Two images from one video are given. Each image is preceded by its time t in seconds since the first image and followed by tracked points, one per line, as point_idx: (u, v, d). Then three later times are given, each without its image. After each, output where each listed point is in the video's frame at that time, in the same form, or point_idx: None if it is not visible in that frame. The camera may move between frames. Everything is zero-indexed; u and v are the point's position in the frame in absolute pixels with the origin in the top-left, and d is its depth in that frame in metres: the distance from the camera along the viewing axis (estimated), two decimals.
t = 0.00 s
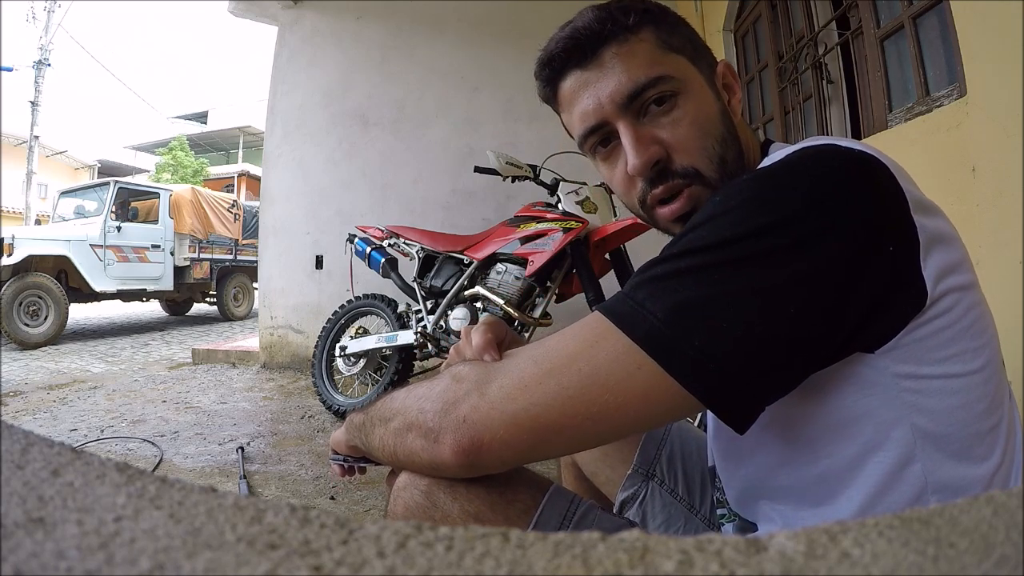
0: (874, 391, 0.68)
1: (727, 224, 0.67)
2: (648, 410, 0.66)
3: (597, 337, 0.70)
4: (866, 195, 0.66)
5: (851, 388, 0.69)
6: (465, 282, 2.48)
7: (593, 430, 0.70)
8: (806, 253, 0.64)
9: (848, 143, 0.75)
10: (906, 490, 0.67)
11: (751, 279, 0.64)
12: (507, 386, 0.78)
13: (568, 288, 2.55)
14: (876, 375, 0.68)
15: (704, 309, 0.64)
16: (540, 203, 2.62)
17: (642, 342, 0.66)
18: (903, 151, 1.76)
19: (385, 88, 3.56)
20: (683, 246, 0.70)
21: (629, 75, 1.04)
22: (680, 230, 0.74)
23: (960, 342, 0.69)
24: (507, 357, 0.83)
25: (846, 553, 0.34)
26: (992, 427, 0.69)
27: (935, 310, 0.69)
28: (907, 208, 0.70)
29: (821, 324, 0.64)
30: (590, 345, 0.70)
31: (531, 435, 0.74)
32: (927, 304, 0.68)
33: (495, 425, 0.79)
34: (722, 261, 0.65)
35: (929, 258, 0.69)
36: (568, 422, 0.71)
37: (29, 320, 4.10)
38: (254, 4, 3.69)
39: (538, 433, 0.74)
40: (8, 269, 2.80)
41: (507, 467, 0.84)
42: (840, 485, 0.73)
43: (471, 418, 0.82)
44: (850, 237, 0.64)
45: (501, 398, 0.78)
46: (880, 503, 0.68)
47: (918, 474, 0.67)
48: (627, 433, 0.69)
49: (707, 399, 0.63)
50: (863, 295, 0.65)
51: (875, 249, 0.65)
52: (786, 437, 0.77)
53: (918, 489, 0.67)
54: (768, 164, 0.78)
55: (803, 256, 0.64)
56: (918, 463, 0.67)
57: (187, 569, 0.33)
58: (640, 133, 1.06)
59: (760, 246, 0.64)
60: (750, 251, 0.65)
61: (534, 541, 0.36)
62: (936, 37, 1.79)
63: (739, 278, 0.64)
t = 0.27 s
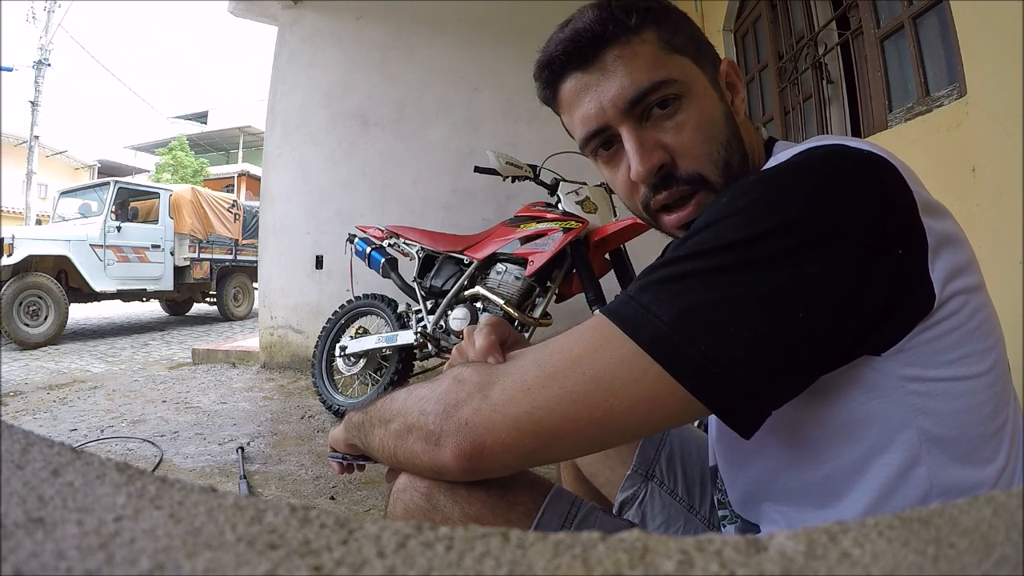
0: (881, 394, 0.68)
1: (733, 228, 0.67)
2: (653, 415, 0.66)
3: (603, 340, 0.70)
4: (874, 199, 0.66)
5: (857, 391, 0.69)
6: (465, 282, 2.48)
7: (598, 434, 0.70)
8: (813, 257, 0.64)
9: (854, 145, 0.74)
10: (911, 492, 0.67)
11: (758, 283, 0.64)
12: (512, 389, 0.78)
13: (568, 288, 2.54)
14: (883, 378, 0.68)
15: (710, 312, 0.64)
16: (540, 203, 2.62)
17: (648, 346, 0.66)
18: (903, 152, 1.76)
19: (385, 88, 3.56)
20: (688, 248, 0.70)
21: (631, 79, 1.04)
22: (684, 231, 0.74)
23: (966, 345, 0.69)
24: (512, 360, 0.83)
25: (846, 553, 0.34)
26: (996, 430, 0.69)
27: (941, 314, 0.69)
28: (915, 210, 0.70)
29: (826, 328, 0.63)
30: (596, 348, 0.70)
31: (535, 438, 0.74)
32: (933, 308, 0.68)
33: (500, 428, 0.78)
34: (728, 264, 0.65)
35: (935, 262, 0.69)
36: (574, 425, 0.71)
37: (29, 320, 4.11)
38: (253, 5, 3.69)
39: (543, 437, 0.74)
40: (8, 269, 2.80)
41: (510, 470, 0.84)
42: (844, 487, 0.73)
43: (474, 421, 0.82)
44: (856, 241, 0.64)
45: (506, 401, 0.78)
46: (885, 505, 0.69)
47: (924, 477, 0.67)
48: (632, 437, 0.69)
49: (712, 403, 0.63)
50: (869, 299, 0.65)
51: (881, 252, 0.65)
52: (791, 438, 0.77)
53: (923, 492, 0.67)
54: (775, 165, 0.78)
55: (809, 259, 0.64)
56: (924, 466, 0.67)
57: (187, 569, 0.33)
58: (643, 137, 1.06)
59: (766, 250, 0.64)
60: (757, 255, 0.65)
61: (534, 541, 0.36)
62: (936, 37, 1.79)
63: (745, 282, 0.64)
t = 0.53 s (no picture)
0: (882, 395, 0.68)
1: (735, 228, 0.67)
2: (656, 414, 0.66)
3: (605, 340, 0.70)
4: (875, 198, 0.66)
5: (859, 392, 0.69)
6: (465, 282, 2.48)
7: (600, 434, 0.70)
8: (816, 256, 0.64)
9: (855, 144, 0.74)
10: (913, 493, 0.67)
11: (760, 283, 0.63)
12: (514, 389, 0.78)
13: (568, 288, 2.54)
14: (884, 378, 0.68)
15: (713, 312, 0.64)
16: (540, 203, 2.62)
17: (650, 346, 0.66)
18: (903, 152, 1.76)
19: (385, 88, 3.56)
20: (689, 249, 0.70)
21: (626, 83, 1.04)
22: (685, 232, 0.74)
23: (968, 345, 0.69)
24: (513, 360, 0.83)
25: (846, 553, 0.34)
26: (999, 429, 0.69)
27: (943, 313, 0.69)
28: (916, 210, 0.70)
29: (829, 327, 0.63)
30: (597, 347, 0.70)
31: (537, 438, 0.74)
32: (935, 307, 0.68)
33: (502, 429, 0.78)
34: (731, 264, 0.65)
35: (938, 259, 0.69)
36: (576, 425, 0.71)
37: (29, 320, 4.10)
38: (253, 5, 3.69)
39: (545, 437, 0.74)
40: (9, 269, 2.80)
41: (512, 470, 0.84)
42: (847, 488, 0.73)
43: (475, 422, 0.82)
44: (858, 240, 0.64)
45: (507, 401, 0.78)
46: (888, 505, 0.69)
47: (926, 477, 0.67)
48: (634, 437, 0.69)
49: (715, 403, 0.63)
50: (872, 299, 0.65)
51: (883, 251, 0.65)
52: (793, 439, 0.77)
53: (925, 492, 0.67)
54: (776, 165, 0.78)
55: (812, 258, 0.63)
56: (926, 465, 0.67)
57: (187, 569, 0.32)
58: (639, 140, 1.06)
59: (769, 250, 0.64)
60: (759, 254, 0.65)
61: (534, 541, 0.36)
62: (937, 37, 1.79)
63: (748, 282, 0.64)
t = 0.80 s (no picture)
0: (878, 392, 0.68)
1: (732, 226, 0.67)
2: (653, 411, 0.66)
3: (602, 337, 0.70)
4: (871, 196, 0.66)
5: (855, 390, 0.69)
6: (464, 282, 2.48)
7: (597, 431, 0.70)
8: (812, 254, 0.64)
9: (851, 144, 0.75)
10: (910, 491, 0.68)
11: (756, 281, 0.64)
12: (511, 387, 0.78)
13: (568, 288, 2.54)
14: (879, 375, 0.68)
15: (709, 310, 0.64)
16: (540, 203, 2.62)
17: (647, 344, 0.66)
18: (903, 152, 1.76)
19: (385, 88, 3.56)
20: (686, 247, 0.70)
21: (623, 83, 1.04)
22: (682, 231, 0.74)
23: (964, 343, 0.69)
24: (511, 358, 0.83)
25: (846, 553, 0.34)
26: (995, 427, 0.69)
27: (939, 311, 0.69)
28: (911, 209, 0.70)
29: (826, 325, 0.63)
30: (594, 345, 0.70)
31: (534, 436, 0.74)
32: (930, 305, 0.68)
33: (500, 426, 0.78)
34: (727, 262, 0.65)
35: (933, 258, 0.69)
36: (572, 423, 0.71)
37: (29, 320, 4.10)
38: (253, 5, 3.69)
39: (542, 435, 0.74)
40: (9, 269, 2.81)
41: (510, 469, 0.84)
42: (844, 486, 0.73)
43: (473, 419, 0.82)
44: (855, 237, 0.64)
45: (504, 399, 0.78)
46: (885, 503, 0.69)
47: (923, 475, 0.67)
48: (631, 435, 0.69)
49: (712, 400, 0.63)
50: (870, 296, 0.65)
51: (880, 248, 0.65)
52: (790, 438, 0.77)
53: (922, 490, 0.67)
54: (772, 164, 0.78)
55: (809, 256, 0.64)
56: (922, 463, 0.67)
57: (187, 569, 0.32)
58: (636, 138, 1.06)
59: (765, 248, 0.64)
60: (756, 252, 0.65)
61: (534, 541, 0.36)
62: (937, 37, 1.79)
63: (744, 280, 0.64)
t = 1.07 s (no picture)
0: (877, 390, 0.68)
1: (730, 224, 0.67)
2: (652, 407, 0.66)
3: (601, 334, 0.70)
4: (869, 194, 0.67)
5: (854, 387, 0.69)
6: (464, 282, 2.48)
7: (596, 428, 0.70)
8: (811, 251, 0.64)
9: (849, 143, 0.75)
10: (909, 489, 0.68)
11: (755, 278, 0.64)
12: (511, 384, 0.78)
13: (568, 288, 2.54)
14: (878, 373, 0.68)
15: (708, 307, 0.64)
16: (540, 203, 2.62)
17: (647, 340, 0.66)
18: (904, 152, 1.76)
19: (385, 88, 3.56)
20: (685, 245, 0.70)
21: (623, 85, 1.04)
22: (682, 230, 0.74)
23: (962, 341, 0.69)
24: (511, 357, 0.83)
25: (846, 553, 0.34)
26: (993, 426, 0.69)
27: (937, 309, 0.69)
28: (909, 207, 0.70)
29: (825, 322, 0.64)
30: (593, 342, 0.70)
31: (534, 433, 0.74)
32: (929, 301, 0.68)
33: (500, 424, 0.79)
34: (725, 260, 0.65)
35: (929, 257, 0.69)
36: (572, 420, 0.71)
37: (29, 320, 4.11)
38: (253, 5, 3.69)
39: (541, 432, 0.74)
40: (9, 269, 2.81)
41: (510, 466, 0.84)
42: (844, 485, 0.73)
43: (474, 417, 0.82)
44: (853, 234, 0.64)
45: (504, 397, 0.78)
46: (884, 502, 0.69)
47: (922, 473, 0.67)
48: (630, 432, 0.69)
49: (712, 397, 0.63)
50: (869, 292, 0.65)
51: (878, 246, 0.65)
52: (789, 436, 0.77)
53: (921, 488, 0.67)
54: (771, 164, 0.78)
55: (807, 254, 0.64)
56: (921, 461, 0.67)
57: (187, 569, 0.32)
58: (637, 139, 1.06)
59: (763, 245, 0.64)
60: (755, 249, 0.65)
61: (534, 541, 0.36)
62: (937, 37, 1.79)
63: (743, 277, 0.64)
